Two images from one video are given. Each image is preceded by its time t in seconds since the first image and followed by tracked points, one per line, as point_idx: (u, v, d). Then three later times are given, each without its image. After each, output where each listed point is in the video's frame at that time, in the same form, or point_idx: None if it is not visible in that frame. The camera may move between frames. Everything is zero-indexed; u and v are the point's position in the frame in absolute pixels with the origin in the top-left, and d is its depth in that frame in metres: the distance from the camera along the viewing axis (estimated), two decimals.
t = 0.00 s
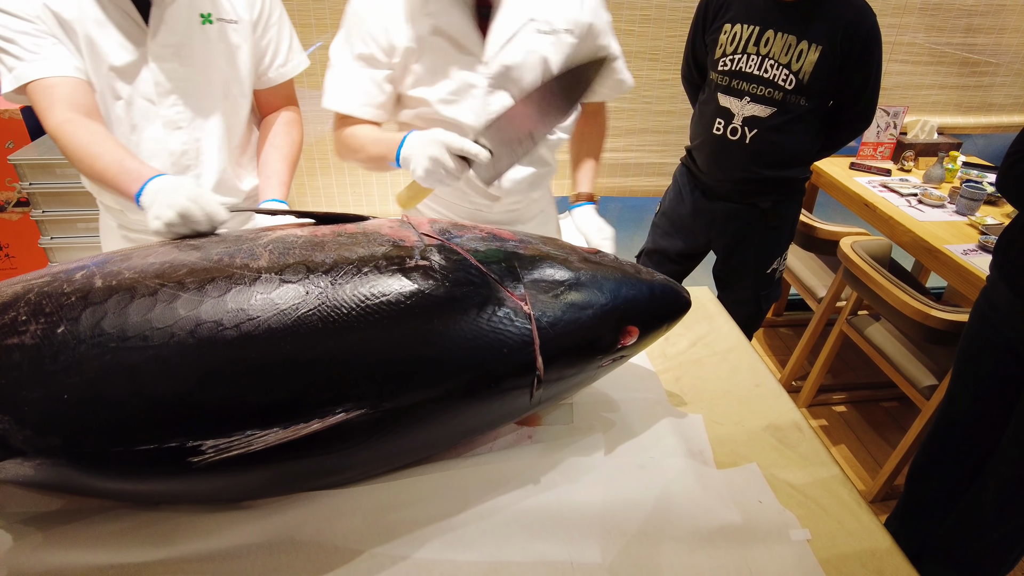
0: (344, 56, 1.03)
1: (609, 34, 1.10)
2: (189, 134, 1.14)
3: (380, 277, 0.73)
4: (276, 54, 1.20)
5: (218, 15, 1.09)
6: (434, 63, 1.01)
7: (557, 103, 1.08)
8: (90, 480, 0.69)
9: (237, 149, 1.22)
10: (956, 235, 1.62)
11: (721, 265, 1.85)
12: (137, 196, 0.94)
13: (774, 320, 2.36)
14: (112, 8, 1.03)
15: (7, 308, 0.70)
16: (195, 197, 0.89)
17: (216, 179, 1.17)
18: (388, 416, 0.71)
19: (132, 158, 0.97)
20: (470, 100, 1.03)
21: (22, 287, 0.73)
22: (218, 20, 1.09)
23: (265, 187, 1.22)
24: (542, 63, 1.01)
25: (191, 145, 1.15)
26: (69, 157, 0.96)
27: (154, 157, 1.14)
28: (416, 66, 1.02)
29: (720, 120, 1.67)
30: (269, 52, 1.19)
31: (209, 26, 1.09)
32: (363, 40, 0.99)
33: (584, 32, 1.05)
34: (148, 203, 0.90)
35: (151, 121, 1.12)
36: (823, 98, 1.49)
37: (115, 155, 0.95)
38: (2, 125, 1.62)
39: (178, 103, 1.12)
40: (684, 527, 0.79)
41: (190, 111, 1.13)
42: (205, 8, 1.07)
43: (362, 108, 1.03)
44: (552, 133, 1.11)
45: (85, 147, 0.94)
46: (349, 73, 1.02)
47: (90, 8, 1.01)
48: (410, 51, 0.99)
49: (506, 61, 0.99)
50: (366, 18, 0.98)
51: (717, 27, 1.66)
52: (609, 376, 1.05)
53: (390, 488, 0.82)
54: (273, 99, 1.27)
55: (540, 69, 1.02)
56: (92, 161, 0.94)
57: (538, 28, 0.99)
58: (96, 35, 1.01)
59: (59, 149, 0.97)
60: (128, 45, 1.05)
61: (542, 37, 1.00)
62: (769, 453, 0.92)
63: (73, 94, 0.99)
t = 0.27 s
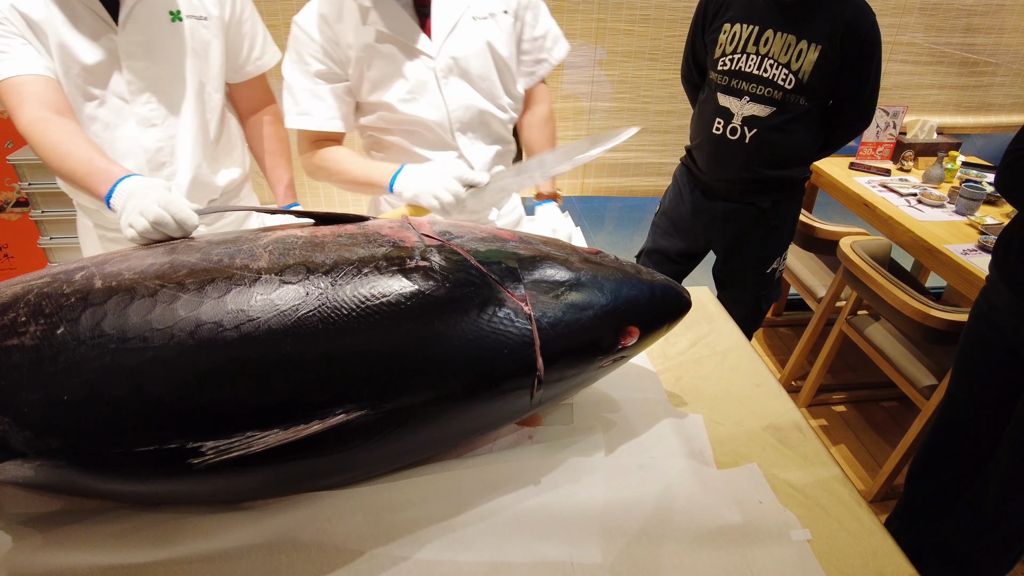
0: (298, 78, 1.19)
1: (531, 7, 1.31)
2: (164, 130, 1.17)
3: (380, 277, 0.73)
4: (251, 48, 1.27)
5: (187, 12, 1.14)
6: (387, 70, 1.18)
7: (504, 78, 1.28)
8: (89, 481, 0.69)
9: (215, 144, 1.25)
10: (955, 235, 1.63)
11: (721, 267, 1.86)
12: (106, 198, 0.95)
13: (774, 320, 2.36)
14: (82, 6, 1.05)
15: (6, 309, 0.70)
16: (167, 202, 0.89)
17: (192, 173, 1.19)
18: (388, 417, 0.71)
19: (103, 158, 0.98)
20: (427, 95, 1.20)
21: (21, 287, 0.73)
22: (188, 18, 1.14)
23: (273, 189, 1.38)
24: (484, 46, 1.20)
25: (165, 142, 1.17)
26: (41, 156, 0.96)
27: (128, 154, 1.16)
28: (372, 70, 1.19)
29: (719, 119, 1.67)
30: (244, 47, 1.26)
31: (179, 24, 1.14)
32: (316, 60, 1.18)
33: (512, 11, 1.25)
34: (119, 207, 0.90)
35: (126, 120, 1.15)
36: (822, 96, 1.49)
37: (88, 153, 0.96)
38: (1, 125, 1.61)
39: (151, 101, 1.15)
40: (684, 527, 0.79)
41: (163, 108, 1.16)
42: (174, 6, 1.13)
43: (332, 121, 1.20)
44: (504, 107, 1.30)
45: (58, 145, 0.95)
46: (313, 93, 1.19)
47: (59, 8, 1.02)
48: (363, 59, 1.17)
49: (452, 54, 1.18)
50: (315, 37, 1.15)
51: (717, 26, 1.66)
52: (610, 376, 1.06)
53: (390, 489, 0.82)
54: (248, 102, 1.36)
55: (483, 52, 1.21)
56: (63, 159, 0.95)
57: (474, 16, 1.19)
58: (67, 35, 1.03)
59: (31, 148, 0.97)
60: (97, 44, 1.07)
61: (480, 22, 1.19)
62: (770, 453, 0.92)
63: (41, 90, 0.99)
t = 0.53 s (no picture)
0: (279, 76, 1.23)
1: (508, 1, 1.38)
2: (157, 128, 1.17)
3: (378, 279, 0.73)
4: (238, 43, 1.28)
5: (176, 9, 1.14)
6: (367, 62, 1.23)
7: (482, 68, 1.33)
8: (86, 484, 0.69)
9: (204, 140, 1.26)
10: (955, 235, 1.62)
11: (720, 267, 1.86)
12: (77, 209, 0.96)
13: (774, 320, 2.36)
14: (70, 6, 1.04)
15: (2, 311, 0.69)
16: (135, 209, 0.92)
17: (187, 169, 1.20)
18: (386, 420, 0.71)
19: (76, 168, 0.99)
20: (409, 84, 1.24)
21: (17, 289, 0.72)
22: (177, 15, 1.15)
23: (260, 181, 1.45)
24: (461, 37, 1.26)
25: (159, 140, 1.17)
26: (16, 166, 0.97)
27: (118, 154, 1.15)
28: (352, 63, 1.23)
29: (718, 119, 1.67)
30: (228, 43, 1.27)
31: (169, 21, 1.14)
32: (297, 55, 1.21)
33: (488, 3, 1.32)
34: (89, 218, 0.92)
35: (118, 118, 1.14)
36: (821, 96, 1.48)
37: (60, 165, 0.97)
38: None
39: (145, 99, 1.15)
40: (684, 529, 0.79)
41: (156, 105, 1.16)
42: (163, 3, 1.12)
43: (313, 114, 1.23)
44: (485, 97, 1.34)
45: (33, 157, 0.95)
46: (294, 88, 1.22)
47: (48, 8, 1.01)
48: (343, 51, 1.21)
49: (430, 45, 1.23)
50: (295, 33, 1.20)
51: (716, 26, 1.66)
52: (609, 378, 1.05)
53: (389, 491, 0.82)
54: (235, 98, 1.37)
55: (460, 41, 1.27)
56: (37, 171, 0.96)
57: (449, 8, 1.25)
58: (59, 35, 1.02)
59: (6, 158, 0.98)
60: (89, 43, 1.06)
61: (455, 13, 1.26)
62: (770, 455, 0.92)
63: (21, 100, 0.99)
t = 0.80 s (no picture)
0: (275, 61, 1.17)
1: (508, 10, 1.37)
2: (166, 128, 1.17)
3: (378, 280, 0.72)
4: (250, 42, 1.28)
5: (191, 11, 1.14)
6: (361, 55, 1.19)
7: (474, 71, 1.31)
8: (86, 487, 0.69)
9: (212, 143, 1.26)
10: (955, 236, 1.62)
11: (718, 267, 1.86)
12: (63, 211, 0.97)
13: (774, 320, 2.36)
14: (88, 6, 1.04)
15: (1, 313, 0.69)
16: (119, 217, 0.92)
17: (192, 168, 1.21)
18: (386, 422, 0.70)
19: (66, 178, 0.99)
20: (400, 80, 1.21)
21: (16, 290, 0.72)
22: (192, 17, 1.14)
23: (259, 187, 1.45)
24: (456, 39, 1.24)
25: (167, 139, 1.17)
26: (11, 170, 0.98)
27: (126, 151, 1.14)
28: (347, 54, 1.19)
29: (718, 119, 1.66)
30: (239, 45, 1.26)
31: (183, 23, 1.13)
32: (294, 43, 1.16)
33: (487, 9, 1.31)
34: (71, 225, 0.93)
35: (128, 116, 1.14)
36: (821, 97, 1.48)
37: (52, 174, 0.98)
38: None
39: (157, 99, 1.14)
40: (685, 531, 0.79)
41: (167, 105, 1.16)
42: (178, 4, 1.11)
43: (304, 100, 1.19)
44: (475, 100, 1.32)
45: (27, 166, 0.96)
46: (288, 75, 1.17)
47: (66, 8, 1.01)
48: (338, 43, 1.17)
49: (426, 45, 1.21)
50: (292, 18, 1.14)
51: (716, 26, 1.66)
52: (610, 379, 1.05)
53: (390, 493, 0.82)
54: (238, 97, 1.35)
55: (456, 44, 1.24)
56: (29, 178, 0.97)
57: (449, 10, 1.23)
58: (74, 34, 1.02)
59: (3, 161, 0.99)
60: (104, 43, 1.06)
61: (454, 17, 1.24)
62: (770, 456, 0.92)
63: (26, 106, 0.99)
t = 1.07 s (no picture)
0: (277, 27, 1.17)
1: (514, 36, 1.33)
2: (179, 125, 1.14)
3: (379, 280, 0.72)
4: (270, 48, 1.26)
5: (210, 11, 1.12)
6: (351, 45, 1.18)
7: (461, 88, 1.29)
8: (85, 488, 0.68)
9: (225, 143, 1.23)
10: (956, 235, 1.62)
11: (719, 267, 1.86)
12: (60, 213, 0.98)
13: (774, 320, 2.35)
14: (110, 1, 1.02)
15: None
16: (105, 226, 0.92)
17: (202, 164, 1.18)
18: (387, 423, 0.70)
19: (68, 176, 0.99)
20: (381, 76, 1.21)
21: (15, 290, 0.71)
22: (211, 17, 1.12)
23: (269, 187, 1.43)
24: (450, 54, 1.22)
25: (178, 134, 1.14)
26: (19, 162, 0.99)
27: (136, 145, 1.11)
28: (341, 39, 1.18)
29: (719, 119, 1.66)
30: (257, 49, 1.25)
31: (202, 22, 1.12)
32: (299, 15, 1.16)
33: (490, 32, 1.27)
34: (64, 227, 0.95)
35: (142, 111, 1.12)
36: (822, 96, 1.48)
37: (54, 172, 0.97)
38: None
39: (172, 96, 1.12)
40: (688, 531, 0.79)
41: (181, 102, 1.14)
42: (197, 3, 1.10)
43: (291, 73, 1.19)
44: (456, 116, 1.30)
45: (32, 162, 0.96)
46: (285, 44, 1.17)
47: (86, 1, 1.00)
48: (335, 26, 1.16)
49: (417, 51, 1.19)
50: None
51: (716, 25, 1.66)
52: (611, 379, 1.05)
53: (391, 494, 0.81)
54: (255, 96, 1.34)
55: (447, 60, 1.22)
56: (34, 173, 0.97)
57: (449, 26, 1.20)
58: (92, 28, 1.01)
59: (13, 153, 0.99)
60: (122, 38, 1.05)
61: (452, 33, 1.21)
62: (773, 456, 0.92)
63: (39, 100, 0.98)
